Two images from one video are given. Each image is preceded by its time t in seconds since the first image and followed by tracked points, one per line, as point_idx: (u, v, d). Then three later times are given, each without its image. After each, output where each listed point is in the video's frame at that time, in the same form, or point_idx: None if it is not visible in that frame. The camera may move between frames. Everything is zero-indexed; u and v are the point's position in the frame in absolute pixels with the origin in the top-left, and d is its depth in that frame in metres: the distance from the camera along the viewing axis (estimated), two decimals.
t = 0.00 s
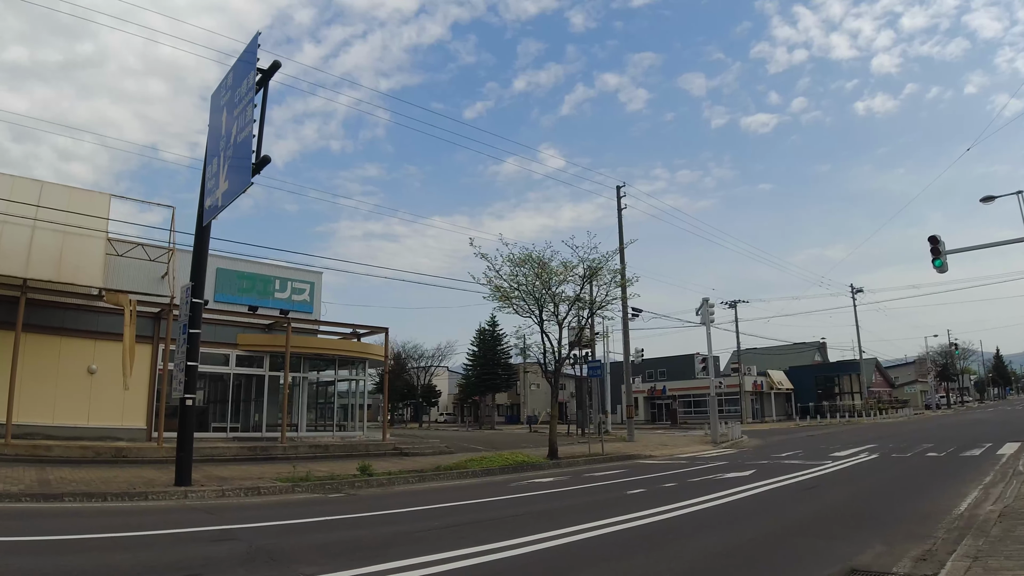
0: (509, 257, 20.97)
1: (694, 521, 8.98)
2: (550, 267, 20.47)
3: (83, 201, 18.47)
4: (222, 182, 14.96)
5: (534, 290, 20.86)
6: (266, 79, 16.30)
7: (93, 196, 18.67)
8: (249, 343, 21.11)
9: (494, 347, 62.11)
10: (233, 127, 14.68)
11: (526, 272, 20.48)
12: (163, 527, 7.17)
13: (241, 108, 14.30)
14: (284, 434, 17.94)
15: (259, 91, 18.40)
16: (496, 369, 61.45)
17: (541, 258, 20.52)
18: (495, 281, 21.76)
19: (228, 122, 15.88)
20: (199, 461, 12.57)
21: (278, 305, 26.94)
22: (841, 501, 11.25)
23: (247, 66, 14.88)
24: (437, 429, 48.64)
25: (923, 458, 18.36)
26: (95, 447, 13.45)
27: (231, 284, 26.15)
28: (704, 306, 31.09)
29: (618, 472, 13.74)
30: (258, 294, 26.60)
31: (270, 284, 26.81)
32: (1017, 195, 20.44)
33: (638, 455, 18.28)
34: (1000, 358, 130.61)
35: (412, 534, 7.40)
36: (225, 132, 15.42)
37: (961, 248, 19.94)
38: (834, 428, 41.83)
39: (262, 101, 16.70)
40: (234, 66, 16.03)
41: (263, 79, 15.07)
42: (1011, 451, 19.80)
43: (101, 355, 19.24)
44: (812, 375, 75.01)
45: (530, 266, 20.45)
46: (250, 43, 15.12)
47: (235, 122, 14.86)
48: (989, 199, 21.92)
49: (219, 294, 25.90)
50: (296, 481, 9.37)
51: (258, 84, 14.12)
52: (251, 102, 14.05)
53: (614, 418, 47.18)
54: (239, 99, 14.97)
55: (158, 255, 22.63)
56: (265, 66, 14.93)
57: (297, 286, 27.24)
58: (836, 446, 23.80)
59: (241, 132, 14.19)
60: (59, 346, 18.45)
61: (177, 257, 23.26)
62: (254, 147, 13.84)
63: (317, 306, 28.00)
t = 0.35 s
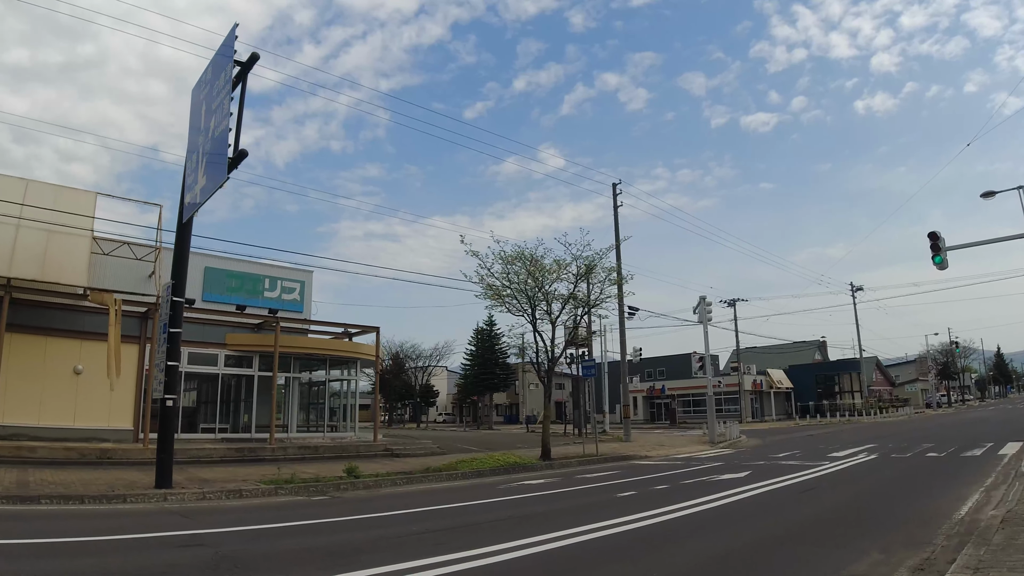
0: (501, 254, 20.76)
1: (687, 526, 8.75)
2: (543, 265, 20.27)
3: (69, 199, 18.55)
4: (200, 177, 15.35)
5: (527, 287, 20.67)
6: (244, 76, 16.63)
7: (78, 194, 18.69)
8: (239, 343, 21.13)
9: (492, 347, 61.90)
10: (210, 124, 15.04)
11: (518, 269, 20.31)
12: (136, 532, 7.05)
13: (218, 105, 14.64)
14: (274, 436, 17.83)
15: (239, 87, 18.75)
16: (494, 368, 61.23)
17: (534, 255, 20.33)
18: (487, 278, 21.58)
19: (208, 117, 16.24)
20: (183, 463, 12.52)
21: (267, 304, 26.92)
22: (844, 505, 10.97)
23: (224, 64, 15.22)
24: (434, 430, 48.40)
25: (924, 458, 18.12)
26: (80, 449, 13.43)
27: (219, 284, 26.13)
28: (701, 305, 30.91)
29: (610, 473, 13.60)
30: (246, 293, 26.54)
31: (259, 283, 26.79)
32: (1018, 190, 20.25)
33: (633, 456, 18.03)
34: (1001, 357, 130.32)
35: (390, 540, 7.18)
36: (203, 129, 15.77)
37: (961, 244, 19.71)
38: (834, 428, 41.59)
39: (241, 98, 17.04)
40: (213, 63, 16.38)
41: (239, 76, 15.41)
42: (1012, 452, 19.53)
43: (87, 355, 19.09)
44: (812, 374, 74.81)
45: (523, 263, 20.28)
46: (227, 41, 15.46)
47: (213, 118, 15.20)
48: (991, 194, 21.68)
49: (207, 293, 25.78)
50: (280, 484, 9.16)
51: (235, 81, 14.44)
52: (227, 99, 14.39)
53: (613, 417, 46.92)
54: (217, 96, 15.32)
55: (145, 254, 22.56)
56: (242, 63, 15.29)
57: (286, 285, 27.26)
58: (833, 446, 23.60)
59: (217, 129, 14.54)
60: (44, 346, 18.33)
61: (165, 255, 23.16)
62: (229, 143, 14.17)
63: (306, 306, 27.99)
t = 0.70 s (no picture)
0: (488, 251, 20.58)
1: (674, 526, 8.60)
2: (529, 262, 20.11)
3: (44, 196, 18.91)
4: (171, 170, 15.77)
5: (513, 284, 20.54)
6: (214, 71, 17.24)
7: (57, 190, 19.13)
8: (221, 342, 21.07)
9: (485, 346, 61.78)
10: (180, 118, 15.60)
11: (504, 266, 20.15)
12: (98, 534, 6.97)
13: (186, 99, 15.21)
14: (256, 437, 17.70)
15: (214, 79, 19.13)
16: (486, 368, 60.97)
17: (520, 252, 20.17)
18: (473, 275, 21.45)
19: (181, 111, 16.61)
20: (158, 464, 12.37)
21: (250, 302, 26.71)
22: (833, 506, 10.81)
23: (194, 61, 15.82)
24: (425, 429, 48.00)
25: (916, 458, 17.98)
26: (58, 449, 13.36)
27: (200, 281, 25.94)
28: (692, 304, 30.78)
29: (596, 473, 13.44)
30: (229, 291, 26.32)
31: (242, 281, 26.58)
32: (1010, 187, 20.17)
33: (621, 455, 17.82)
34: (994, 355, 130.67)
35: (353, 544, 6.98)
36: (176, 124, 16.29)
37: (953, 240, 19.62)
38: (828, 427, 41.52)
39: (212, 95, 17.59)
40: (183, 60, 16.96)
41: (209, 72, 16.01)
42: (1008, 451, 19.33)
43: (67, 354, 18.90)
44: (805, 373, 74.91)
45: (509, 260, 20.11)
46: (196, 39, 16.08)
47: (183, 113, 15.78)
48: (984, 189, 21.61)
49: (188, 291, 25.57)
50: (255, 484, 9.23)
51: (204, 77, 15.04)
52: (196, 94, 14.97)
53: (605, 417, 46.70)
54: (187, 91, 15.89)
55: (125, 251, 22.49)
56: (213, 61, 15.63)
57: (270, 283, 27.04)
58: (825, 446, 23.45)
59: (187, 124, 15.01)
60: (23, 345, 18.11)
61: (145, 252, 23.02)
62: (198, 137, 14.75)
63: (290, 304, 27.79)
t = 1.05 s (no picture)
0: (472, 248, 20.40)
1: (657, 531, 8.44)
2: (513, 259, 19.97)
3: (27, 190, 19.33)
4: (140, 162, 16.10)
5: (497, 282, 20.38)
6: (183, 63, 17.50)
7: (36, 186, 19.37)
8: (199, 340, 20.86)
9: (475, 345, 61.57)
10: (147, 113, 15.97)
11: (487, 264, 19.98)
12: (55, 537, 6.85)
13: (154, 95, 15.58)
14: (235, 438, 17.48)
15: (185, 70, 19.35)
16: (476, 368, 60.78)
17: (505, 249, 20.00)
18: (458, 273, 21.25)
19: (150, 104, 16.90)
20: (133, 465, 12.22)
21: (231, 301, 26.41)
22: (819, 508, 10.66)
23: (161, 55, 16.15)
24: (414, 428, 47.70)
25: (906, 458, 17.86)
26: (31, 450, 13.17)
27: (179, 279, 25.70)
28: (682, 302, 30.66)
29: (579, 474, 13.32)
30: (208, 290, 26.03)
31: (222, 279, 26.28)
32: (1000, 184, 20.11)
33: (607, 455, 17.69)
34: (985, 355, 131.28)
35: (311, 550, 6.72)
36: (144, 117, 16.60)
37: (943, 237, 19.56)
38: (820, 427, 41.44)
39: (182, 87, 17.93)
40: (152, 56, 17.31)
41: (177, 69, 16.41)
42: (999, 451, 19.23)
43: (42, 353, 18.60)
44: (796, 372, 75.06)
45: (492, 257, 19.95)
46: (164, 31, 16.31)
47: (150, 107, 16.13)
48: (974, 186, 21.56)
49: (167, 289, 25.29)
50: (229, 485, 9.16)
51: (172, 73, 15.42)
52: (164, 90, 15.35)
53: (596, 416, 46.56)
54: (155, 83, 16.18)
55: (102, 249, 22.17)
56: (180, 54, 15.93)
57: (250, 281, 26.75)
58: (816, 445, 23.32)
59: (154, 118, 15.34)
60: None
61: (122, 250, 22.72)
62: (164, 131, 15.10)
63: (272, 303, 27.51)
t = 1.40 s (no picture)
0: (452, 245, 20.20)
1: (642, 538, 8.30)
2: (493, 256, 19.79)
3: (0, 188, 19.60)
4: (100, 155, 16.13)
5: (476, 280, 20.16)
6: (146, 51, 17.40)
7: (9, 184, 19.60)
8: (172, 339, 20.52)
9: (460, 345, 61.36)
10: (107, 107, 15.95)
11: (467, 261, 19.80)
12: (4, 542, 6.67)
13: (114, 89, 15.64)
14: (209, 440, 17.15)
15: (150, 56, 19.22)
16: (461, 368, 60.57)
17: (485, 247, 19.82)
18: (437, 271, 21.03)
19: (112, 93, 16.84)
20: (101, 468, 11.98)
21: (204, 299, 26.05)
22: (799, 510, 10.60)
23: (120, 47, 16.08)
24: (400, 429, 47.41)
25: (887, 459, 17.83)
26: None
27: (152, 277, 25.33)
28: (666, 301, 30.58)
29: (558, 475, 13.21)
30: (181, 288, 25.68)
31: (195, 277, 25.92)
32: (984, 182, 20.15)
33: (588, 456, 17.58)
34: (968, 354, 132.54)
35: (268, 558, 6.68)
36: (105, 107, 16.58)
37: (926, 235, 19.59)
38: (806, 426, 41.48)
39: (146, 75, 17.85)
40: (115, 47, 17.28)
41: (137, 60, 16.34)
42: (982, 451, 19.24)
43: (9, 353, 18.21)
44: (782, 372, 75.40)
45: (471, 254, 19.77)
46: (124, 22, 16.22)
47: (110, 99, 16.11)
48: (959, 184, 21.61)
49: (138, 286, 24.94)
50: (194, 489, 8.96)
51: (134, 68, 15.47)
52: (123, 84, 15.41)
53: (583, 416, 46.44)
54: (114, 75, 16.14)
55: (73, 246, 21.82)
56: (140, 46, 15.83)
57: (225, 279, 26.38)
58: (801, 445, 23.26)
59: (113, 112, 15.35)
60: None
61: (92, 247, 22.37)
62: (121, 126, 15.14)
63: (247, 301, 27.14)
